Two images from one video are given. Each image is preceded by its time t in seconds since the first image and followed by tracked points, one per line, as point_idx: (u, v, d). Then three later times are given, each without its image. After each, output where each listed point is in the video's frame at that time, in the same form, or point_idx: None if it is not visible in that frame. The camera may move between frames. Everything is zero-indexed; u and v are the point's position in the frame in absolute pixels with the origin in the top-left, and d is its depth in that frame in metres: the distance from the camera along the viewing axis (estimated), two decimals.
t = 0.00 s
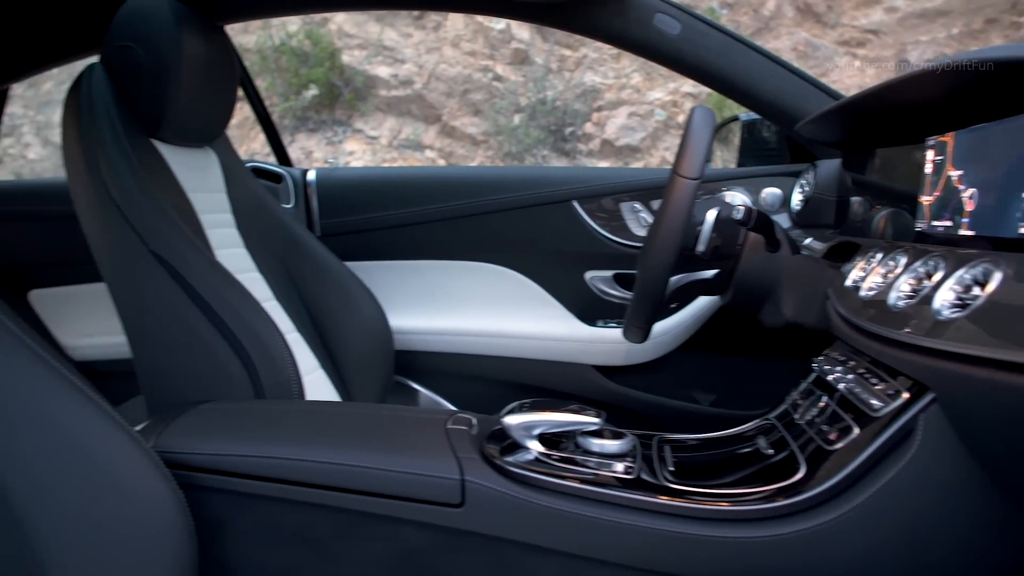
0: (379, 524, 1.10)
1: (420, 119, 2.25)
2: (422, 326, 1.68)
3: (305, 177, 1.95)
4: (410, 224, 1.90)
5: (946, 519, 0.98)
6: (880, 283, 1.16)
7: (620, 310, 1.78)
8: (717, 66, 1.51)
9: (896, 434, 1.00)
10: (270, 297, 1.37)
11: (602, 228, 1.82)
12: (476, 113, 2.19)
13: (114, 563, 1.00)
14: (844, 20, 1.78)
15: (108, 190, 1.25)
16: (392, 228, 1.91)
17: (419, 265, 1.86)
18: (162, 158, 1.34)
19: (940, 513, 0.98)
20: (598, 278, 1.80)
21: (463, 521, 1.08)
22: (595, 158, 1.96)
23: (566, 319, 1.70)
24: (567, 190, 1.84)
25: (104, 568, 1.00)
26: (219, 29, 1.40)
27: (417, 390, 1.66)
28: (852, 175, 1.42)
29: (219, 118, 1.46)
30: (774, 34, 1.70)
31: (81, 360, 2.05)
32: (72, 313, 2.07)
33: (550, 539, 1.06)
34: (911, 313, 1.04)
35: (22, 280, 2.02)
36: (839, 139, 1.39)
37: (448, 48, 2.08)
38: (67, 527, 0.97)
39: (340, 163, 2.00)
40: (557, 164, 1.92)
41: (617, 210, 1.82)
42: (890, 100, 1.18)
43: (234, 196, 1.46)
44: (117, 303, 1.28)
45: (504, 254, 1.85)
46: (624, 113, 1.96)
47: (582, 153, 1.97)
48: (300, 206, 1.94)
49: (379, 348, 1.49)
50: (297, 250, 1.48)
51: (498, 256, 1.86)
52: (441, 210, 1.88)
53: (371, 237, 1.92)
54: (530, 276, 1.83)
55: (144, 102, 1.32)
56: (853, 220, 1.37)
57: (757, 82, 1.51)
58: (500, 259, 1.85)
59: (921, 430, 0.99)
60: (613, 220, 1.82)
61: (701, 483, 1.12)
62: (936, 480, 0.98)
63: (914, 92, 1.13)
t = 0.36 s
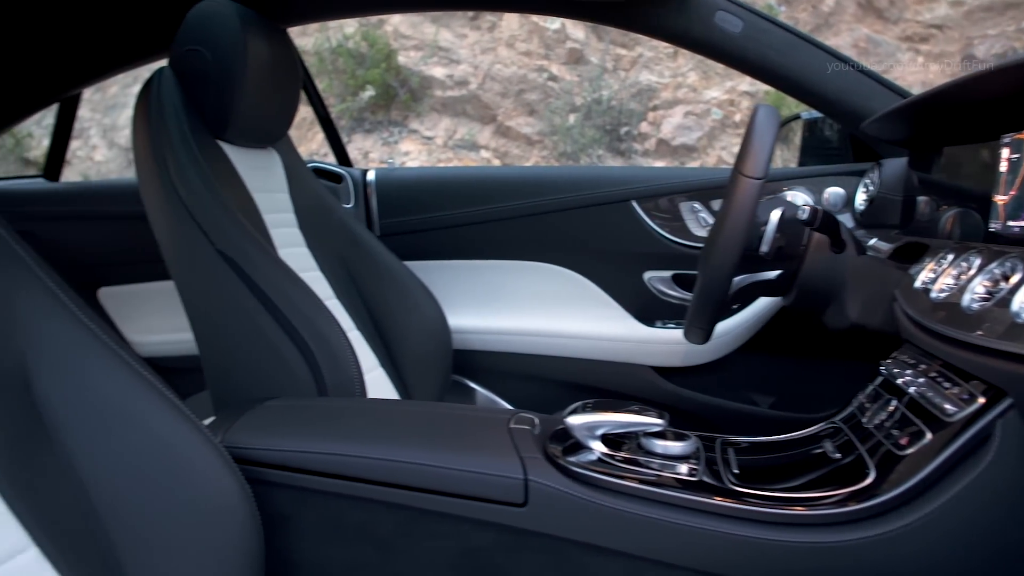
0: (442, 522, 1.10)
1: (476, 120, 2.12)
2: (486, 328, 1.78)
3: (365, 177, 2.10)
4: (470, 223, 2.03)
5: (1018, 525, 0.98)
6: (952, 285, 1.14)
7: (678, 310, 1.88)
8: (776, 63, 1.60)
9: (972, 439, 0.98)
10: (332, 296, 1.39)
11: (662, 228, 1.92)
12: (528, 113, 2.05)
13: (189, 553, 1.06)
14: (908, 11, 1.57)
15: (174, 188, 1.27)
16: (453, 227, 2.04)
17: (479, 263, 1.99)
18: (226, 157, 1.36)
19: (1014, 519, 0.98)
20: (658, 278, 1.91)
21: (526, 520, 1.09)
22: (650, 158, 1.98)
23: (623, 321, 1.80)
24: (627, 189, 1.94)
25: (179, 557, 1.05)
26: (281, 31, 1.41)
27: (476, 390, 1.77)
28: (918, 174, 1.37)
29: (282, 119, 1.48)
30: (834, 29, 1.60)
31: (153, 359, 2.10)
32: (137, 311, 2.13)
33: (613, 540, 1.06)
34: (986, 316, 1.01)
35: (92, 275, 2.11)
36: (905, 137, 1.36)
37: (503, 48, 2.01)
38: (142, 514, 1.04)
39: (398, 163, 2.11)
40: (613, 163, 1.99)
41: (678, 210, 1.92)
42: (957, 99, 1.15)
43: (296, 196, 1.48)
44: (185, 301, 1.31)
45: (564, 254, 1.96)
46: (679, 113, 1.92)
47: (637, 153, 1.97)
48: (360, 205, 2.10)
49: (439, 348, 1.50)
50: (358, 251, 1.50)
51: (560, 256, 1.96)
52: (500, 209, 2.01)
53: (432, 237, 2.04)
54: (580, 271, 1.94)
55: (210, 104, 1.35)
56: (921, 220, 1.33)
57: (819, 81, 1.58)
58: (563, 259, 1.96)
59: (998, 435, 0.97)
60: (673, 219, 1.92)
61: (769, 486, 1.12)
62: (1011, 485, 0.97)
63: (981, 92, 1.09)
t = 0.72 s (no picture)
0: (500, 521, 1.11)
1: (527, 120, 2.11)
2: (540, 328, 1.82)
3: (419, 177, 2.13)
4: (524, 223, 2.06)
5: None
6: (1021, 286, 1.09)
7: (732, 310, 1.88)
8: (837, 61, 1.57)
9: None
10: (387, 296, 1.41)
11: (718, 228, 1.93)
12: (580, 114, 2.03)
13: (250, 545, 1.08)
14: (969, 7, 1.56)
15: (235, 188, 1.29)
16: (506, 228, 2.07)
17: (529, 266, 2.04)
18: (286, 158, 1.38)
19: None
20: (714, 279, 1.91)
21: (584, 521, 1.08)
22: (703, 156, 1.99)
23: (677, 321, 1.82)
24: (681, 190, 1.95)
25: (241, 548, 1.07)
26: (340, 33, 1.43)
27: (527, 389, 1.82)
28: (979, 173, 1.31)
29: (339, 121, 1.50)
30: (892, 25, 1.57)
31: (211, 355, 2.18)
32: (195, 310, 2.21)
33: (671, 541, 1.05)
34: None
35: (157, 274, 2.20)
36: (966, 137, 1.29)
37: (554, 48, 2.02)
38: (204, 504, 1.07)
39: (450, 162, 2.15)
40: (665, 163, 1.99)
41: (733, 210, 1.93)
42: None
43: (353, 196, 1.49)
44: (246, 298, 1.34)
45: (619, 253, 1.99)
46: (732, 112, 1.94)
47: (689, 152, 1.98)
48: (415, 205, 2.12)
49: (493, 348, 1.50)
50: (414, 250, 1.50)
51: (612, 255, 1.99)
52: (550, 209, 2.03)
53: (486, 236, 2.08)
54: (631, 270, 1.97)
55: (272, 105, 1.37)
56: (983, 218, 1.25)
57: (880, 79, 1.56)
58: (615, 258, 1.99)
59: None
60: (727, 219, 1.93)
61: (831, 490, 1.10)
62: None
63: None
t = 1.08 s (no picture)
0: (555, 521, 1.11)
1: (577, 120, 2.12)
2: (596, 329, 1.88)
3: (472, 177, 2.19)
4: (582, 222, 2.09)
5: None
6: None
7: (787, 311, 1.91)
8: (897, 58, 1.54)
9: None
10: (440, 295, 1.42)
11: (773, 229, 1.95)
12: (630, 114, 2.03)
13: (308, 542, 1.07)
14: None
15: (292, 189, 1.30)
16: (562, 226, 2.11)
17: (580, 263, 2.08)
18: (342, 159, 1.39)
19: None
20: (769, 280, 1.94)
21: (641, 523, 1.07)
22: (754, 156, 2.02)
23: (733, 323, 1.88)
24: (730, 191, 1.97)
25: (299, 545, 1.07)
26: (394, 34, 1.44)
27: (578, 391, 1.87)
28: None
29: (393, 121, 1.51)
30: (952, 19, 1.57)
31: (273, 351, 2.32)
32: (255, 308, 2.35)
33: (731, 544, 1.04)
34: None
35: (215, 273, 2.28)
36: None
37: (604, 48, 2.00)
38: (263, 501, 1.07)
39: (500, 162, 2.19)
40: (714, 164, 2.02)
41: (790, 210, 1.94)
42: None
43: (407, 196, 1.51)
44: (303, 297, 1.36)
45: (670, 254, 2.01)
46: (784, 109, 1.95)
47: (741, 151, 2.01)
48: (467, 205, 2.18)
49: (544, 347, 1.50)
50: (467, 250, 1.51)
51: (664, 256, 2.02)
52: (602, 211, 2.07)
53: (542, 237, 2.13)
54: (684, 270, 1.99)
55: (328, 107, 1.38)
56: None
57: (944, 77, 1.51)
58: (666, 258, 2.02)
59: None
60: (783, 220, 1.95)
61: (895, 495, 1.08)
62: None
63: None
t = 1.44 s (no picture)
0: (607, 521, 1.10)
1: (623, 119, 2.11)
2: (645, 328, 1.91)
3: (520, 177, 2.28)
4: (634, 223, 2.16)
5: None
6: None
7: (838, 311, 1.92)
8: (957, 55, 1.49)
9: None
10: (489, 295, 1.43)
11: (825, 230, 1.98)
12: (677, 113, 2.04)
13: (363, 540, 1.08)
14: None
15: (345, 189, 1.31)
16: (612, 226, 2.18)
17: (627, 263, 2.15)
18: (393, 159, 1.40)
19: None
20: (819, 281, 1.97)
21: (694, 525, 1.07)
22: (803, 155, 2.00)
23: (783, 324, 1.91)
24: (780, 192, 2.02)
25: (354, 542, 1.08)
26: (445, 36, 1.44)
27: (627, 391, 1.89)
28: None
29: (443, 122, 1.52)
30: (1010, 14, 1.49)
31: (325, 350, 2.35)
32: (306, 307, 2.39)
33: (787, 548, 1.02)
34: None
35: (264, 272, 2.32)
36: None
37: (650, 47, 1.98)
38: (318, 498, 1.08)
39: (546, 162, 2.24)
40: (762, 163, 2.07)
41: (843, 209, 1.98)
42: None
43: (456, 197, 1.52)
44: (354, 296, 1.37)
45: (722, 255, 2.06)
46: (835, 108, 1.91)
47: (790, 151, 2.01)
48: (516, 203, 2.27)
49: (592, 348, 1.50)
50: (516, 251, 1.52)
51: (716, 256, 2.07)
52: (653, 209, 2.14)
53: (594, 237, 2.20)
54: (735, 272, 2.04)
55: (379, 107, 1.39)
56: None
57: (1006, 71, 1.45)
58: (719, 259, 2.07)
59: None
60: (835, 220, 1.98)
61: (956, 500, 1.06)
62: None
63: None
